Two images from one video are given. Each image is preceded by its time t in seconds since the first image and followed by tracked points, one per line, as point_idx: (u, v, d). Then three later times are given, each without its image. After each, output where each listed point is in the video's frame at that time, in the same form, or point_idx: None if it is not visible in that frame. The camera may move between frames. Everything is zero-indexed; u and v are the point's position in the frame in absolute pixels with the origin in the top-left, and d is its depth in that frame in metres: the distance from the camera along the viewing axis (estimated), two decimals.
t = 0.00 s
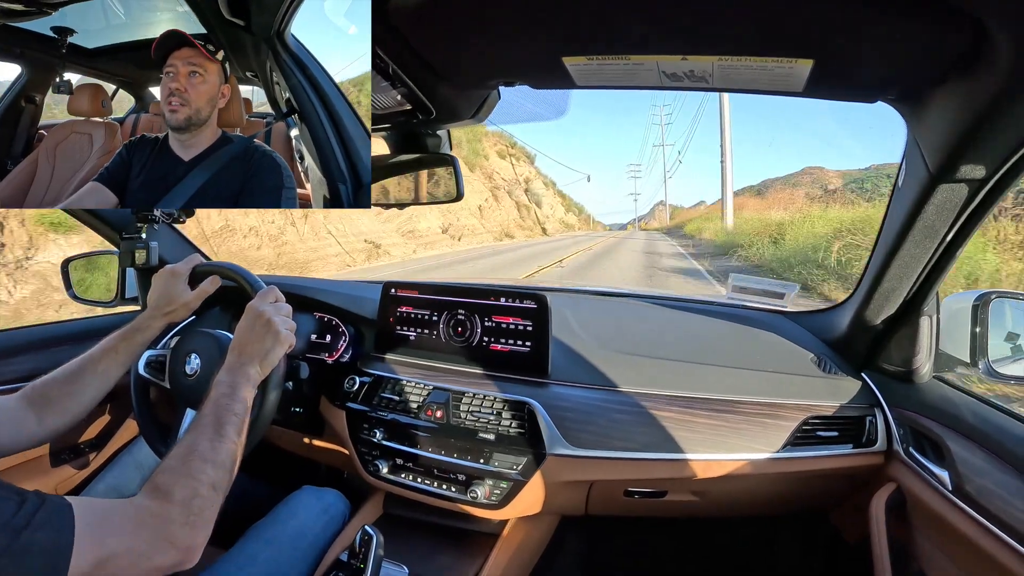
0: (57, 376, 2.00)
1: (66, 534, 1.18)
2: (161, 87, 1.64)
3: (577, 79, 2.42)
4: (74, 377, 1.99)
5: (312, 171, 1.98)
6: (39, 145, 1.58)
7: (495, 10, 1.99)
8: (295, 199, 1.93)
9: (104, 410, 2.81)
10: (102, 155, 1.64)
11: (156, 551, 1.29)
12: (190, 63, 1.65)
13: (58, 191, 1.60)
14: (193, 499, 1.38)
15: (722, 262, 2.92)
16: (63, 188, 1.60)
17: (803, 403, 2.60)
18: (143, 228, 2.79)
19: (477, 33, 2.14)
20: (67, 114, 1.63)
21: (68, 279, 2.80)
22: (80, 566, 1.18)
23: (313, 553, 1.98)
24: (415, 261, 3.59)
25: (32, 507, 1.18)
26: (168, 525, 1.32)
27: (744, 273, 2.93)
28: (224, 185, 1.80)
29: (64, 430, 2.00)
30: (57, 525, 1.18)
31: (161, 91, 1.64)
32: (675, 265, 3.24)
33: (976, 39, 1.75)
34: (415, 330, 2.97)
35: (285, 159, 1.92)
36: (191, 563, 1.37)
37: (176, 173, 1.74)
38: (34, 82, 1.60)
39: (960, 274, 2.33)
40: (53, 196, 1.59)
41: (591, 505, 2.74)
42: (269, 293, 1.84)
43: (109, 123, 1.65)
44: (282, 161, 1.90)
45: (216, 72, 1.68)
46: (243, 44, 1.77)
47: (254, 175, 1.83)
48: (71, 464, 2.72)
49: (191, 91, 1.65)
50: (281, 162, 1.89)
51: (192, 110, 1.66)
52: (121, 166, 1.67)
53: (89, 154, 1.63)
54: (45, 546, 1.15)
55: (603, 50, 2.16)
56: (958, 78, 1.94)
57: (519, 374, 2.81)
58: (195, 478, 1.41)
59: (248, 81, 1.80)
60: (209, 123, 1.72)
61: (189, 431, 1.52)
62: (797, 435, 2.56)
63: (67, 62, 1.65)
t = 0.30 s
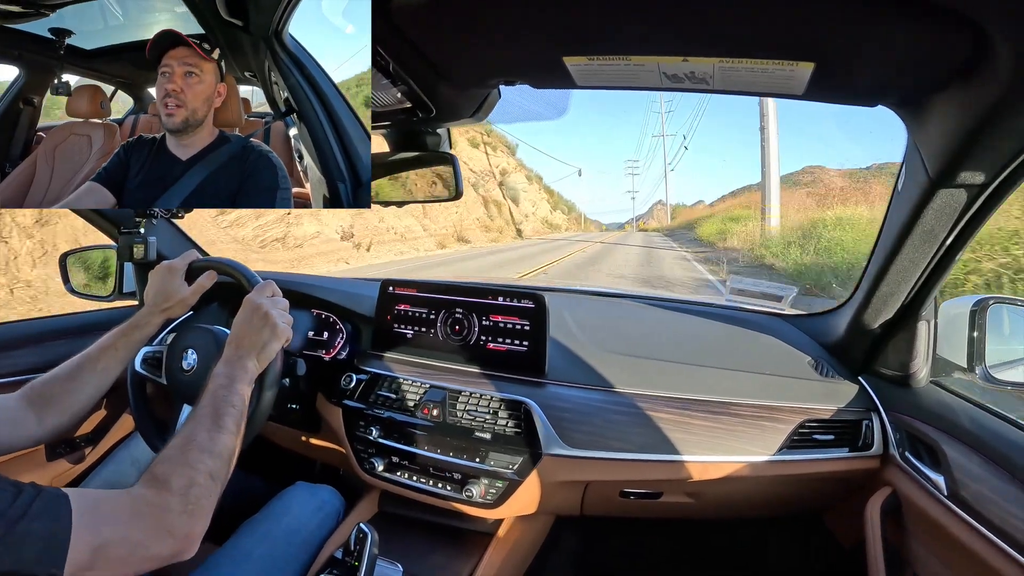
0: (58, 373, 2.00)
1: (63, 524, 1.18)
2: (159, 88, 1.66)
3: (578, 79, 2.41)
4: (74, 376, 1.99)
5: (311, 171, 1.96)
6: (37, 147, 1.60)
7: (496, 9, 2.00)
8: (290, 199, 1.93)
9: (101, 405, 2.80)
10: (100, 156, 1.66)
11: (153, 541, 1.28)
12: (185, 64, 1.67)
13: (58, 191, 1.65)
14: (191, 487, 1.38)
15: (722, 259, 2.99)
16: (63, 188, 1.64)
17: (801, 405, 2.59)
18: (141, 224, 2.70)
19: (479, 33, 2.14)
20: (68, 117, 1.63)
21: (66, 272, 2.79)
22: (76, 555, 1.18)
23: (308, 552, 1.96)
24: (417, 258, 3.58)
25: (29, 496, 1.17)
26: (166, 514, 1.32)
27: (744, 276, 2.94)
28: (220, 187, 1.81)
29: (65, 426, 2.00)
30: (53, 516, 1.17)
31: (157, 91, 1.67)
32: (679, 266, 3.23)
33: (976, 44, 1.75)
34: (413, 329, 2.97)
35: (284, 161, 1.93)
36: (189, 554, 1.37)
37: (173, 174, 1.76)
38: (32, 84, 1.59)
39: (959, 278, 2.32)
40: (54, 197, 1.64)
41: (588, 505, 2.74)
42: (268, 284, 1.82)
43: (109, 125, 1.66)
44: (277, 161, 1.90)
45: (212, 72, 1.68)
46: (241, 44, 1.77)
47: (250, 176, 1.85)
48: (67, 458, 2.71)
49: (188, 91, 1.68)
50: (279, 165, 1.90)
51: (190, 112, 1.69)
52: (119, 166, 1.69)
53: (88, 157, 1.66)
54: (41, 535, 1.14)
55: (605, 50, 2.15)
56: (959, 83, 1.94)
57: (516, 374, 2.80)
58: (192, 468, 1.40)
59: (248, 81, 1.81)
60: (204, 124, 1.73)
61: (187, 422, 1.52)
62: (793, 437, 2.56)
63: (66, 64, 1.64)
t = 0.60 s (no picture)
0: (61, 375, 2.00)
1: (72, 543, 1.18)
2: (151, 85, 1.62)
3: (575, 79, 2.41)
4: (76, 377, 1.99)
5: (308, 171, 1.99)
6: (36, 144, 1.58)
7: (493, 11, 2.00)
8: (284, 194, 1.95)
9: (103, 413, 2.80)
10: (97, 154, 1.68)
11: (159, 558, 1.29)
12: (177, 59, 1.62)
13: (54, 190, 1.64)
14: (196, 507, 1.38)
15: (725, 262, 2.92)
16: (58, 188, 1.64)
17: (803, 403, 2.60)
18: (139, 232, 2.73)
19: (476, 35, 2.15)
20: (66, 114, 1.64)
21: (65, 280, 2.77)
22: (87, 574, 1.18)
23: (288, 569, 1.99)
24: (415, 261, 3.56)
25: (40, 517, 1.17)
26: (170, 531, 1.32)
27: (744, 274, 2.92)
28: (210, 188, 1.83)
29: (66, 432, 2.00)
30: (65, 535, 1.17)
31: (153, 88, 1.62)
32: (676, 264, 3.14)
33: (974, 39, 1.76)
34: (413, 332, 2.97)
35: (281, 159, 1.96)
36: (196, 569, 1.37)
37: (169, 171, 1.77)
38: (31, 80, 1.59)
39: (958, 273, 2.33)
40: (50, 196, 1.63)
41: (590, 505, 2.73)
42: (268, 295, 1.81)
43: (105, 121, 1.67)
44: (273, 158, 1.93)
45: (204, 68, 1.67)
46: (241, 43, 1.76)
47: (244, 173, 1.88)
48: (69, 467, 2.71)
49: (179, 87, 1.64)
50: (274, 162, 1.93)
51: (180, 105, 1.66)
52: (114, 166, 1.70)
53: (86, 155, 1.67)
54: (50, 556, 1.14)
55: (602, 50, 2.15)
56: (957, 77, 1.94)
57: (517, 375, 2.81)
58: (198, 485, 1.40)
59: (246, 81, 1.81)
60: (199, 118, 1.72)
61: (189, 436, 1.52)
62: (795, 434, 2.56)
63: (66, 60, 1.63)
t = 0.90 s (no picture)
0: (63, 384, 2.00)
1: (68, 541, 1.17)
2: (154, 83, 1.65)
3: (573, 80, 2.42)
4: (77, 383, 1.99)
5: (307, 170, 2.02)
6: (34, 142, 1.56)
7: (490, 12, 2.01)
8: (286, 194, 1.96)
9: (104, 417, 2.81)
10: (97, 151, 1.66)
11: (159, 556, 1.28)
12: (181, 58, 1.66)
13: (54, 186, 1.62)
14: (195, 503, 1.38)
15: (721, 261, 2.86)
16: (58, 186, 1.62)
17: (801, 402, 2.61)
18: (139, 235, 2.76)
19: (475, 37, 2.15)
20: (65, 113, 1.63)
21: (66, 286, 2.77)
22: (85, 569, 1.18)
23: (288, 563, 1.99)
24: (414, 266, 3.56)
25: (33, 516, 1.16)
26: (169, 531, 1.32)
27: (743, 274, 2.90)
28: (215, 186, 1.82)
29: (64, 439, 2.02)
30: (60, 534, 1.16)
31: (154, 87, 1.65)
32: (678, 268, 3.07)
33: (971, 36, 1.76)
34: (414, 335, 2.97)
35: (280, 158, 1.96)
36: (197, 566, 1.37)
37: (170, 169, 1.75)
38: (29, 79, 1.59)
39: (956, 271, 2.34)
40: (49, 194, 1.61)
41: (592, 506, 2.73)
42: (268, 294, 1.82)
43: (104, 121, 1.66)
44: (273, 158, 1.94)
45: (208, 67, 1.68)
46: (240, 43, 1.76)
47: (245, 173, 1.86)
48: (70, 472, 2.71)
49: (182, 85, 1.67)
50: (273, 160, 1.93)
51: (184, 104, 1.69)
52: (116, 162, 1.68)
53: (85, 152, 1.65)
54: (48, 551, 1.14)
55: (600, 51, 2.15)
56: (956, 74, 1.93)
57: (517, 376, 2.81)
58: (198, 483, 1.40)
59: (245, 80, 1.81)
60: (201, 118, 1.72)
61: (190, 434, 1.52)
62: (796, 434, 2.56)
63: (64, 59, 1.63)
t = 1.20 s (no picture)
0: (60, 388, 1.99)
1: (66, 544, 1.16)
2: (156, 82, 1.66)
3: (572, 83, 2.42)
4: (76, 386, 1.99)
5: (306, 169, 2.03)
6: (31, 141, 1.58)
7: (489, 15, 2.01)
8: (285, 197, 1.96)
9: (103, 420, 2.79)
10: (97, 150, 1.65)
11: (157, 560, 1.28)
12: (184, 58, 1.67)
13: (53, 185, 1.61)
14: (193, 507, 1.38)
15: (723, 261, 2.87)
16: (56, 185, 1.60)
17: (802, 404, 2.60)
18: (138, 238, 2.80)
19: (474, 40, 2.16)
20: (63, 111, 1.62)
21: (65, 291, 2.74)
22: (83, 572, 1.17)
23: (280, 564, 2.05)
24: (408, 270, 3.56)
25: (32, 519, 1.15)
26: (168, 533, 1.32)
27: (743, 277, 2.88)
28: (215, 186, 1.81)
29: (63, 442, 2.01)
30: (58, 537, 1.16)
31: (155, 86, 1.66)
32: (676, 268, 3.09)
33: (969, 38, 1.77)
34: (413, 337, 2.96)
35: (280, 158, 1.97)
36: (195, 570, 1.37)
37: (170, 168, 1.77)
38: (27, 77, 1.59)
39: (954, 272, 2.34)
40: (47, 193, 1.61)
41: (592, 508, 2.72)
42: (268, 299, 1.83)
43: (104, 120, 1.66)
44: (272, 160, 1.94)
45: (211, 68, 1.70)
46: (240, 43, 1.79)
47: (245, 173, 1.87)
48: (69, 475, 2.70)
49: (186, 85, 1.68)
50: (273, 163, 1.94)
51: (186, 104, 1.70)
52: (116, 161, 1.67)
53: (83, 151, 1.64)
54: (46, 554, 1.13)
55: (599, 53, 2.15)
56: (956, 74, 1.93)
57: (516, 378, 2.80)
58: (196, 487, 1.40)
59: (244, 80, 1.82)
60: (201, 120, 1.74)
61: (189, 438, 1.51)
62: (795, 435, 2.55)
63: (62, 56, 1.62)
